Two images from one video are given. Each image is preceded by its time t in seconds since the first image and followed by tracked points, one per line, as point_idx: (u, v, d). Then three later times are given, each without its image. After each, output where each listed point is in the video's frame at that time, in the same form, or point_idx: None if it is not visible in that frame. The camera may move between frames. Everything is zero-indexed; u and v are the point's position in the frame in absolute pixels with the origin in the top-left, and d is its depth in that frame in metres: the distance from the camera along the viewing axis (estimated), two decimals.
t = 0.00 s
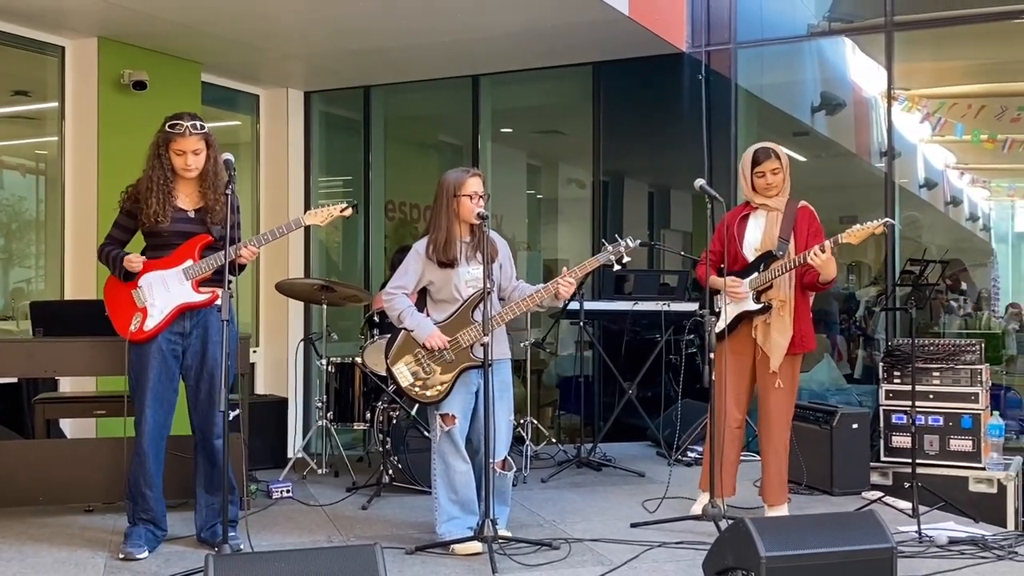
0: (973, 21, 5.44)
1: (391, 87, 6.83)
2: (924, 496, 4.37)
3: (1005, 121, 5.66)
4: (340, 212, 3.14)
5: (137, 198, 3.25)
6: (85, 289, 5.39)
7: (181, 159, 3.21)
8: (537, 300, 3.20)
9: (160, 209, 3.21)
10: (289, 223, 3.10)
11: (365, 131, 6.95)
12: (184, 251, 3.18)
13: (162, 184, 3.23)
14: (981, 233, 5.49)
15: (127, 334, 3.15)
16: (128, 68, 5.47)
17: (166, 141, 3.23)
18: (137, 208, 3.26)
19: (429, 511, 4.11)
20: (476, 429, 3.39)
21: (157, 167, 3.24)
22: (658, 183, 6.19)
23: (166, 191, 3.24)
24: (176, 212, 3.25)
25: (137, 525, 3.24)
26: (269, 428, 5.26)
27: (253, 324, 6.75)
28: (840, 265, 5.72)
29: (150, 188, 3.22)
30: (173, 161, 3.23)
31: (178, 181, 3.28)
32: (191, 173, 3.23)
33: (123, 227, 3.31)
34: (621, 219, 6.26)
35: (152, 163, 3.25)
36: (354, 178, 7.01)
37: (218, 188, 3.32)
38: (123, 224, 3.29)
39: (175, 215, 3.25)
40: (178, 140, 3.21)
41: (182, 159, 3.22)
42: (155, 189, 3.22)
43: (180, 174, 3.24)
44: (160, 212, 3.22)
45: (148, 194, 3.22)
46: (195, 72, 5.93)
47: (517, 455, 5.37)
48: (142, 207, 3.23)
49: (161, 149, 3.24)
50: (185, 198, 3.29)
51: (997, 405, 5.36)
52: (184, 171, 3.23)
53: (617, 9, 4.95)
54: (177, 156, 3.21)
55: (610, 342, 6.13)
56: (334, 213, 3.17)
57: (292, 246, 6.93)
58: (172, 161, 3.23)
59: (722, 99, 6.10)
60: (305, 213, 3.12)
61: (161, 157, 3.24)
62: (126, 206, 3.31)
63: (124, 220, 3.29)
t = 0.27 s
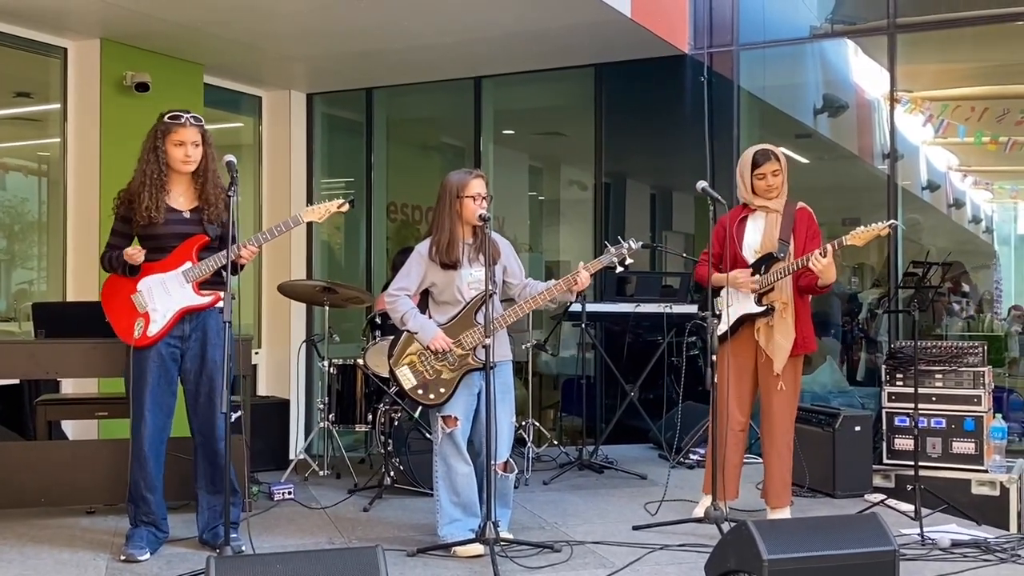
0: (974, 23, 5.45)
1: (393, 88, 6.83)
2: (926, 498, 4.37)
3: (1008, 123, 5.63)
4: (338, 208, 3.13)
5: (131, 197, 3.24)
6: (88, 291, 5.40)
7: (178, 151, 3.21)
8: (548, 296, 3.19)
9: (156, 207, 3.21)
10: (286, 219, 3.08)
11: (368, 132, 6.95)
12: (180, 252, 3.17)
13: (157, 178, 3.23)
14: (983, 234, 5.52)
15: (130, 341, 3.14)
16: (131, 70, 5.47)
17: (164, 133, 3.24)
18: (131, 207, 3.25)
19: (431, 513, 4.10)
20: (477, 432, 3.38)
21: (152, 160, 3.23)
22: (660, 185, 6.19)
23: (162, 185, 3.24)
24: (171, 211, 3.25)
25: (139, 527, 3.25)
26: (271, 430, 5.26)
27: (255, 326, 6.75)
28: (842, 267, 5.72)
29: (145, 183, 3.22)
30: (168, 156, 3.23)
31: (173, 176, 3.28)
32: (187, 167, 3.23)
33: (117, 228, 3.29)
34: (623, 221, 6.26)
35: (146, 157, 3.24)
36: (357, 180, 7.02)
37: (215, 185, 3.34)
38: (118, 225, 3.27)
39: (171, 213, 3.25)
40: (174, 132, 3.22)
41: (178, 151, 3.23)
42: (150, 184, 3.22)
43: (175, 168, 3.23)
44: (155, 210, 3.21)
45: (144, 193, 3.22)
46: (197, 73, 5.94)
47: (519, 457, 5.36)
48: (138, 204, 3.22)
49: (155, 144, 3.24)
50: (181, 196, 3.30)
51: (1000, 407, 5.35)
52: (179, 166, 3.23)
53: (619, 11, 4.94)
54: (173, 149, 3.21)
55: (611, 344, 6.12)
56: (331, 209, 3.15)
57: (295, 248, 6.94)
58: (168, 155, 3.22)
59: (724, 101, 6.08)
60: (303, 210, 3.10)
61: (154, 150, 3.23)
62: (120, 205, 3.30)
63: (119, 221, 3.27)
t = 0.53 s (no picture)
0: (981, 22, 5.43)
1: (398, 89, 6.83)
2: (932, 499, 4.37)
3: (1015, 123, 5.56)
4: (343, 214, 3.14)
5: (133, 195, 3.21)
6: (94, 291, 5.41)
7: (189, 146, 3.22)
8: (551, 297, 3.19)
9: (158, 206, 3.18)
10: (293, 225, 3.09)
11: (373, 133, 6.96)
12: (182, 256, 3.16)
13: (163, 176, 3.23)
14: (990, 235, 5.45)
15: (135, 347, 3.14)
16: (137, 71, 5.49)
17: (174, 129, 3.25)
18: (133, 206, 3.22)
19: (435, 513, 4.10)
20: (482, 432, 3.37)
21: (160, 157, 3.23)
22: (666, 185, 6.18)
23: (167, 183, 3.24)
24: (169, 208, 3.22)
25: (145, 528, 3.25)
26: (277, 430, 5.26)
27: (261, 326, 6.76)
28: (848, 268, 5.71)
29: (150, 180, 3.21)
30: (178, 153, 3.23)
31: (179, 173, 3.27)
32: (196, 165, 3.24)
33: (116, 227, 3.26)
34: (629, 221, 6.25)
35: (153, 153, 3.24)
36: (362, 181, 7.02)
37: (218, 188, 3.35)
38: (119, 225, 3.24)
39: (172, 212, 3.23)
40: (185, 128, 3.24)
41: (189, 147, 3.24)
42: (157, 181, 3.21)
43: (183, 165, 3.23)
44: (157, 209, 3.19)
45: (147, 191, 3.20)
46: (202, 74, 5.95)
47: (524, 458, 5.36)
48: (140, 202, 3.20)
49: (164, 140, 3.24)
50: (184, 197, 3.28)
51: (1007, 408, 5.32)
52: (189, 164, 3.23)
53: (624, 11, 4.94)
54: (182, 145, 3.22)
55: (617, 345, 6.12)
56: (336, 216, 3.16)
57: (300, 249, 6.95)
58: (177, 152, 3.22)
59: (729, 101, 6.08)
60: (309, 217, 3.11)
61: (163, 146, 3.23)
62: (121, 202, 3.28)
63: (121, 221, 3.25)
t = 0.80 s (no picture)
0: (992, 21, 5.41)
1: (408, 90, 6.84)
2: (943, 501, 4.33)
3: None
4: (371, 216, 3.08)
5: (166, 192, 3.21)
6: (106, 293, 5.44)
7: (220, 144, 3.18)
8: (564, 296, 3.19)
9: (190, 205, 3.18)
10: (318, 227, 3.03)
11: (383, 134, 6.98)
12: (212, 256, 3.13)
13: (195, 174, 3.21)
14: (1003, 235, 5.43)
15: (161, 345, 3.15)
16: (147, 73, 5.52)
17: (206, 126, 3.21)
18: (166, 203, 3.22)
19: (445, 514, 4.11)
20: (493, 434, 3.39)
21: (192, 155, 3.19)
22: (676, 186, 6.17)
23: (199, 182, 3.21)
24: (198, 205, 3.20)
25: (156, 528, 3.26)
26: (287, 431, 5.28)
27: (272, 327, 6.78)
28: (860, 268, 5.68)
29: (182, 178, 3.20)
30: (210, 151, 3.19)
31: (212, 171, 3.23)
32: (228, 164, 3.19)
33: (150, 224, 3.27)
34: (639, 222, 6.24)
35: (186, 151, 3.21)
36: (372, 182, 7.04)
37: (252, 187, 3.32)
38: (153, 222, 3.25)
39: (203, 210, 3.21)
40: (217, 127, 3.20)
41: (221, 145, 3.19)
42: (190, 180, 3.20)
43: (215, 164, 3.20)
44: (189, 207, 3.18)
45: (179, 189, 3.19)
46: (213, 76, 5.98)
47: (534, 458, 5.36)
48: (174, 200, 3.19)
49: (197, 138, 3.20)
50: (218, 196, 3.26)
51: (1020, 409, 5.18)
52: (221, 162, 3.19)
53: (633, 11, 4.93)
54: (214, 143, 3.17)
55: (627, 345, 6.11)
56: (364, 217, 3.11)
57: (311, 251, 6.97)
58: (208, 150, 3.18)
59: (740, 101, 6.06)
60: (335, 218, 3.06)
61: (195, 143, 3.20)
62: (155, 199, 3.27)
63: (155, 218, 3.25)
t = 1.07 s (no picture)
0: (1003, 19, 5.37)
1: (417, 91, 6.85)
2: (954, 500, 4.30)
3: None
4: (393, 212, 2.92)
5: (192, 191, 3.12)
6: (116, 293, 5.47)
7: (240, 143, 3.05)
8: (572, 296, 3.16)
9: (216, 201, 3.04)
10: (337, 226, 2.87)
11: (391, 135, 6.98)
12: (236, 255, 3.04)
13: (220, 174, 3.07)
14: (1016, 235, 5.37)
15: (188, 343, 3.09)
16: (156, 74, 5.55)
17: (227, 126, 3.09)
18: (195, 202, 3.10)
19: (453, 513, 4.11)
20: (500, 433, 3.39)
21: (213, 155, 3.07)
22: (686, 185, 6.15)
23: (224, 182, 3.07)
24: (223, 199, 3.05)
25: (168, 526, 3.27)
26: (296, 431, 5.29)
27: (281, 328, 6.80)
28: (871, 268, 5.66)
29: (206, 177, 3.07)
30: (231, 151, 3.07)
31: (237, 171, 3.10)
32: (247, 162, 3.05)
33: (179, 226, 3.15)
34: (648, 221, 6.23)
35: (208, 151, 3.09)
36: (382, 182, 7.05)
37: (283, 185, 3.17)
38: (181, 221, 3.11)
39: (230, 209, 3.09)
40: (238, 125, 3.07)
41: (241, 144, 3.07)
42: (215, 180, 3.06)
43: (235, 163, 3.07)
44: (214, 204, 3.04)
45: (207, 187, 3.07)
46: (222, 77, 6.00)
47: (543, 458, 5.35)
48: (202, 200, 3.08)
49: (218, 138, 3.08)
50: (246, 195, 3.13)
51: None
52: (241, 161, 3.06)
53: (642, 10, 4.92)
54: (233, 141, 3.06)
55: (636, 345, 6.10)
56: (386, 213, 2.93)
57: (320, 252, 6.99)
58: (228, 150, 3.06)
59: (749, 100, 6.04)
60: (356, 215, 2.88)
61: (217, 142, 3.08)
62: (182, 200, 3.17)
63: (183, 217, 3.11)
